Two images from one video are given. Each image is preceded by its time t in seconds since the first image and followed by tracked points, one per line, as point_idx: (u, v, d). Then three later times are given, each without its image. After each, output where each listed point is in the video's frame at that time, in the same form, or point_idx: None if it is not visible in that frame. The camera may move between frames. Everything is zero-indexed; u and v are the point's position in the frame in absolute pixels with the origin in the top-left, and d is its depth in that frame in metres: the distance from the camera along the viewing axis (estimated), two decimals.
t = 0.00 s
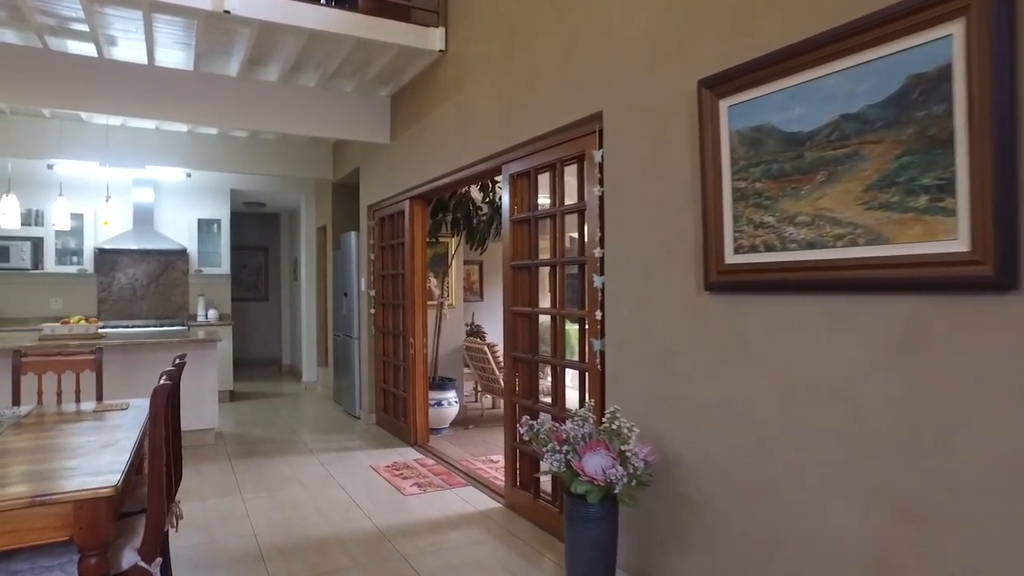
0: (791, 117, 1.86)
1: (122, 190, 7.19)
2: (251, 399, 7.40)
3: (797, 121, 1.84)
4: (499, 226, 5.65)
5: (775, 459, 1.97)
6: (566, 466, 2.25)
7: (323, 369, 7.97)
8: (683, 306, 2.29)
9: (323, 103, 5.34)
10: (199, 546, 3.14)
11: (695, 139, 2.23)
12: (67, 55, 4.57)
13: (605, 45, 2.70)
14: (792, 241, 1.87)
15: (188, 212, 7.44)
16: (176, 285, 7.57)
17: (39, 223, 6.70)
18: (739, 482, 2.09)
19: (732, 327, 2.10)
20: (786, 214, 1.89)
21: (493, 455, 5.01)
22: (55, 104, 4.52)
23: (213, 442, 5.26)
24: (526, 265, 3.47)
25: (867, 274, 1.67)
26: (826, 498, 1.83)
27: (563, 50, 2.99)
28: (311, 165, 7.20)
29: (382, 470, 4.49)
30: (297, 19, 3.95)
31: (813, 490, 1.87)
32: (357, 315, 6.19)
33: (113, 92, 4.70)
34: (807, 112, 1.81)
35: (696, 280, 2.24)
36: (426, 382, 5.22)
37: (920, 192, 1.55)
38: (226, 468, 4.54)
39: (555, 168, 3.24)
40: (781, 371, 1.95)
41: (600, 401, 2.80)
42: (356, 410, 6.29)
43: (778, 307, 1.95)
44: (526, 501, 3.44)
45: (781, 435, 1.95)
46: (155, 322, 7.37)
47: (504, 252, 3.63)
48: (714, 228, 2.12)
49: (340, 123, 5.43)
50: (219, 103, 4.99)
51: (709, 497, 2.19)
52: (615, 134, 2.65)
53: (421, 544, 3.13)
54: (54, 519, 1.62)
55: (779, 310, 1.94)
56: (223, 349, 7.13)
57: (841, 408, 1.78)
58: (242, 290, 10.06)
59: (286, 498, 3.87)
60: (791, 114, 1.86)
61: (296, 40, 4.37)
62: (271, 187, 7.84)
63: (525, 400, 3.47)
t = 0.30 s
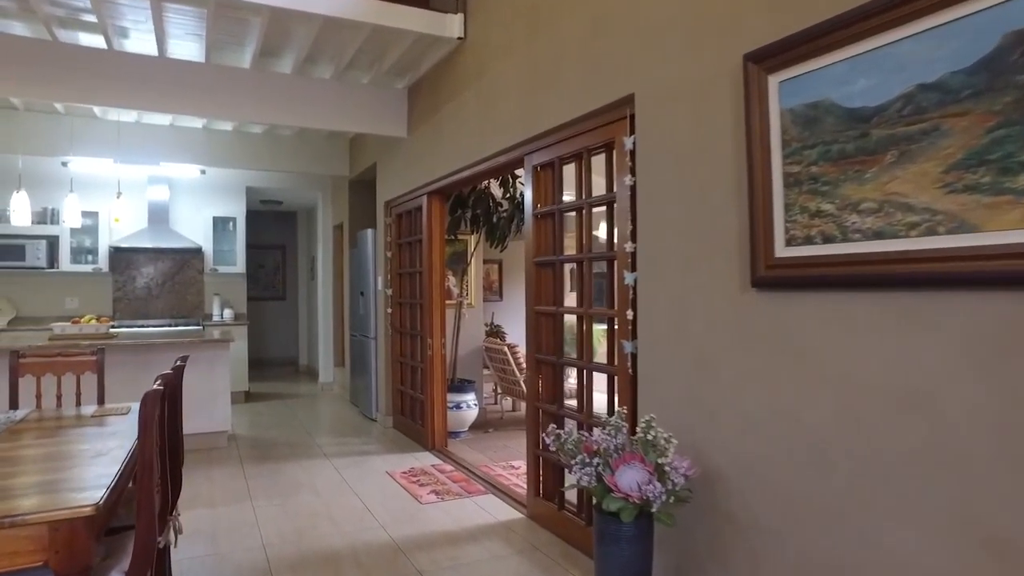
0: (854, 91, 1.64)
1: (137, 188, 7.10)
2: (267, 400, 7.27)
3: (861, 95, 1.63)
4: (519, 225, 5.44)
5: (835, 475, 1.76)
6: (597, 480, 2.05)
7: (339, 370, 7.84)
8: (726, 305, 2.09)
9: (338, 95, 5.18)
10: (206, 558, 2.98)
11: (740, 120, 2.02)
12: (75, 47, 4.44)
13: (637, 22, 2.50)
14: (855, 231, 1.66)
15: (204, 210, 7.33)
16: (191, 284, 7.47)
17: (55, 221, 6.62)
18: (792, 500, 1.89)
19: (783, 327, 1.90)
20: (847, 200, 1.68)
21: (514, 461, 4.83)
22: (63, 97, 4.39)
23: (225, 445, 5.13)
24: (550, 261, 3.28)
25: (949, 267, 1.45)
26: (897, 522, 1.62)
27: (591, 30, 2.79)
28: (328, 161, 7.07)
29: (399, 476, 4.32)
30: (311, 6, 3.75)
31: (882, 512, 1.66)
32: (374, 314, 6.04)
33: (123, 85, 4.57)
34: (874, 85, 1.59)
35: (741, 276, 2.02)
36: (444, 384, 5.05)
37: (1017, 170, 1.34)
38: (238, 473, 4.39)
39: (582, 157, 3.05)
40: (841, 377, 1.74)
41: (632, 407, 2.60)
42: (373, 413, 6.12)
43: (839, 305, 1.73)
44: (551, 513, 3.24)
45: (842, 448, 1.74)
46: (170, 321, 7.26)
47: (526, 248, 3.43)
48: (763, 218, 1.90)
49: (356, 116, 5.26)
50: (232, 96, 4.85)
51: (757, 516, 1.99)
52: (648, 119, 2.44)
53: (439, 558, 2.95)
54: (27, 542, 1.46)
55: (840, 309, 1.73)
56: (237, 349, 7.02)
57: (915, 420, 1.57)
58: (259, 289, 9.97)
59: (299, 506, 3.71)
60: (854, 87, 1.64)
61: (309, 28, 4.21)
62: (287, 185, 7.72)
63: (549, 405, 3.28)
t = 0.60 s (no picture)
0: (922, 59, 1.44)
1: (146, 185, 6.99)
2: (277, 401, 7.14)
3: (930, 63, 1.43)
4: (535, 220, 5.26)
5: (896, 494, 1.57)
6: (624, 496, 1.86)
7: (351, 370, 7.69)
8: (767, 303, 1.89)
9: (349, 87, 5.02)
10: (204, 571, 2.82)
11: (784, 98, 1.82)
12: (77, 37, 4.31)
13: None
14: (922, 219, 1.46)
15: (214, 207, 7.20)
16: (202, 282, 7.35)
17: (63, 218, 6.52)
18: (843, 521, 1.69)
19: (834, 328, 1.69)
20: (912, 184, 1.48)
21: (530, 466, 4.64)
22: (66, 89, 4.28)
23: (233, 448, 4.99)
24: (569, 257, 3.09)
25: None
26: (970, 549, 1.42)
27: (613, 8, 2.60)
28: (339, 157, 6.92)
29: (410, 482, 4.14)
30: None
31: (953, 538, 1.46)
32: (386, 313, 5.87)
33: (127, 76, 4.44)
34: (947, 50, 1.39)
35: (785, 271, 1.82)
36: (457, 385, 4.87)
37: None
38: (244, 477, 4.24)
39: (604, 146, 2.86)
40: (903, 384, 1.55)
41: (660, 414, 2.40)
42: (385, 415, 5.96)
43: (901, 303, 1.53)
44: (570, 524, 3.05)
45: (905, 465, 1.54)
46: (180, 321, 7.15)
47: (544, 243, 3.24)
48: (811, 206, 1.70)
49: (367, 109, 5.09)
50: (239, 88, 4.70)
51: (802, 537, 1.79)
52: (677, 101, 2.25)
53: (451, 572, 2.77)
54: None
55: (902, 307, 1.53)
56: (246, 349, 6.88)
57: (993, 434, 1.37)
58: (272, 288, 9.86)
59: (305, 514, 3.55)
60: (922, 54, 1.44)
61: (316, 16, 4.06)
62: (298, 182, 7.58)
63: (569, 409, 3.09)
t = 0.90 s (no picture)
0: (1013, 12, 1.22)
1: (154, 183, 6.87)
2: (287, 403, 6.99)
3: None
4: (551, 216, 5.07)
5: (975, 523, 1.34)
6: (654, 520, 1.65)
7: (362, 372, 7.53)
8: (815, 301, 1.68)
9: (357, 79, 4.84)
10: None
11: (836, 68, 1.60)
12: (75, 26, 4.16)
13: None
14: (1012, 201, 1.24)
15: (223, 206, 7.06)
16: (211, 282, 7.22)
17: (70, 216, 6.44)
18: (909, 552, 1.47)
19: (895, 329, 1.48)
20: (999, 161, 1.26)
21: (546, 473, 4.44)
22: (63, 81, 4.13)
23: (238, 453, 4.84)
24: (588, 253, 2.88)
25: None
26: None
27: None
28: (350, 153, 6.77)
29: (420, 490, 3.96)
30: None
31: None
32: (397, 314, 5.69)
33: (127, 67, 4.29)
34: None
35: (838, 265, 1.60)
36: (470, 388, 4.68)
37: None
38: (247, 485, 4.07)
39: (627, 132, 2.65)
40: (983, 395, 1.32)
41: (690, 424, 2.19)
42: (396, 418, 5.78)
43: (981, 301, 1.31)
44: (590, 539, 2.84)
45: (984, 489, 1.33)
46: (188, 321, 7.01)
47: (562, 238, 3.04)
48: (871, 190, 1.48)
49: (377, 101, 4.90)
50: (243, 79, 4.53)
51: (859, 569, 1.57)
52: (710, 79, 2.03)
53: None
54: None
55: (983, 306, 1.31)
56: (251, 350, 6.73)
57: None
58: (284, 288, 9.73)
59: (308, 524, 3.37)
60: (1013, 6, 1.22)
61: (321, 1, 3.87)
62: (309, 179, 7.43)
63: (588, 417, 2.89)
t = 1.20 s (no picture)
0: None
1: (165, 179, 6.73)
2: (299, 405, 6.82)
3: None
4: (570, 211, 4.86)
5: None
6: (693, 557, 1.40)
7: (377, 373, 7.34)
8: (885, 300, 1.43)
9: (368, 68, 4.63)
10: None
11: (911, 25, 1.36)
12: (74, 14, 4.00)
13: None
14: None
15: (234, 203, 6.91)
16: (222, 281, 7.06)
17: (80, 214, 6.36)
18: None
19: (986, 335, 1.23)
20: None
21: (565, 483, 4.21)
22: (62, 71, 3.97)
23: (245, 458, 4.66)
24: (611, 249, 2.65)
25: None
26: None
27: None
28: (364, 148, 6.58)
29: (431, 501, 3.74)
30: None
31: None
32: (410, 314, 5.49)
33: (128, 57, 4.11)
34: None
35: (912, 260, 1.36)
36: (486, 392, 4.46)
37: None
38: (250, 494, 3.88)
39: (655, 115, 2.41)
40: None
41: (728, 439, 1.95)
42: (410, 422, 5.58)
43: None
44: (613, 560, 2.61)
45: None
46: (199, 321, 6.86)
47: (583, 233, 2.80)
48: (959, 167, 1.23)
49: (389, 91, 4.69)
50: (249, 70, 4.34)
51: None
52: (753, 48, 1.79)
53: None
54: None
55: None
56: (255, 351, 6.55)
57: None
58: (299, 287, 9.60)
59: (311, 538, 3.16)
60: None
61: None
62: (322, 175, 7.25)
63: (611, 427, 2.65)
